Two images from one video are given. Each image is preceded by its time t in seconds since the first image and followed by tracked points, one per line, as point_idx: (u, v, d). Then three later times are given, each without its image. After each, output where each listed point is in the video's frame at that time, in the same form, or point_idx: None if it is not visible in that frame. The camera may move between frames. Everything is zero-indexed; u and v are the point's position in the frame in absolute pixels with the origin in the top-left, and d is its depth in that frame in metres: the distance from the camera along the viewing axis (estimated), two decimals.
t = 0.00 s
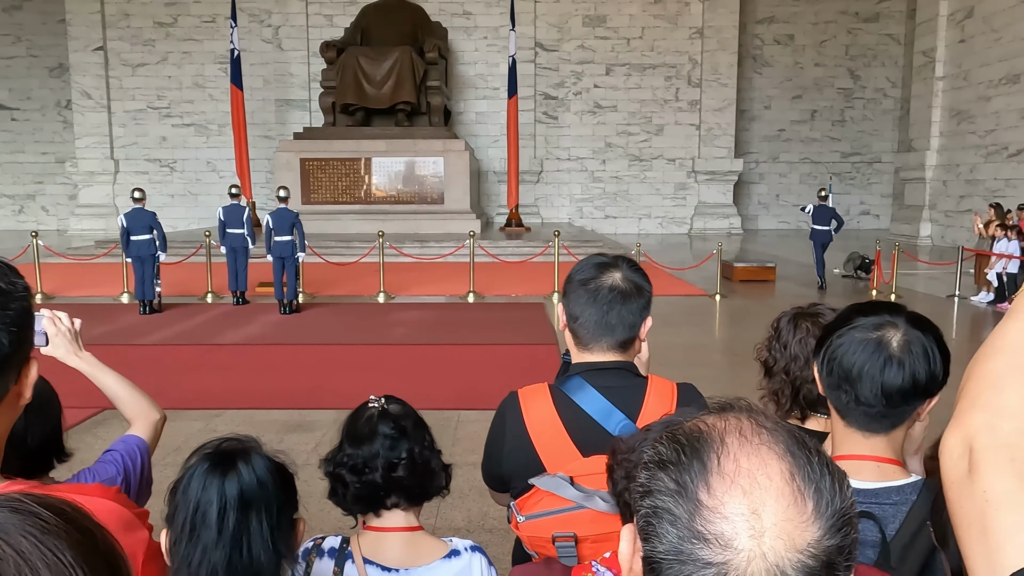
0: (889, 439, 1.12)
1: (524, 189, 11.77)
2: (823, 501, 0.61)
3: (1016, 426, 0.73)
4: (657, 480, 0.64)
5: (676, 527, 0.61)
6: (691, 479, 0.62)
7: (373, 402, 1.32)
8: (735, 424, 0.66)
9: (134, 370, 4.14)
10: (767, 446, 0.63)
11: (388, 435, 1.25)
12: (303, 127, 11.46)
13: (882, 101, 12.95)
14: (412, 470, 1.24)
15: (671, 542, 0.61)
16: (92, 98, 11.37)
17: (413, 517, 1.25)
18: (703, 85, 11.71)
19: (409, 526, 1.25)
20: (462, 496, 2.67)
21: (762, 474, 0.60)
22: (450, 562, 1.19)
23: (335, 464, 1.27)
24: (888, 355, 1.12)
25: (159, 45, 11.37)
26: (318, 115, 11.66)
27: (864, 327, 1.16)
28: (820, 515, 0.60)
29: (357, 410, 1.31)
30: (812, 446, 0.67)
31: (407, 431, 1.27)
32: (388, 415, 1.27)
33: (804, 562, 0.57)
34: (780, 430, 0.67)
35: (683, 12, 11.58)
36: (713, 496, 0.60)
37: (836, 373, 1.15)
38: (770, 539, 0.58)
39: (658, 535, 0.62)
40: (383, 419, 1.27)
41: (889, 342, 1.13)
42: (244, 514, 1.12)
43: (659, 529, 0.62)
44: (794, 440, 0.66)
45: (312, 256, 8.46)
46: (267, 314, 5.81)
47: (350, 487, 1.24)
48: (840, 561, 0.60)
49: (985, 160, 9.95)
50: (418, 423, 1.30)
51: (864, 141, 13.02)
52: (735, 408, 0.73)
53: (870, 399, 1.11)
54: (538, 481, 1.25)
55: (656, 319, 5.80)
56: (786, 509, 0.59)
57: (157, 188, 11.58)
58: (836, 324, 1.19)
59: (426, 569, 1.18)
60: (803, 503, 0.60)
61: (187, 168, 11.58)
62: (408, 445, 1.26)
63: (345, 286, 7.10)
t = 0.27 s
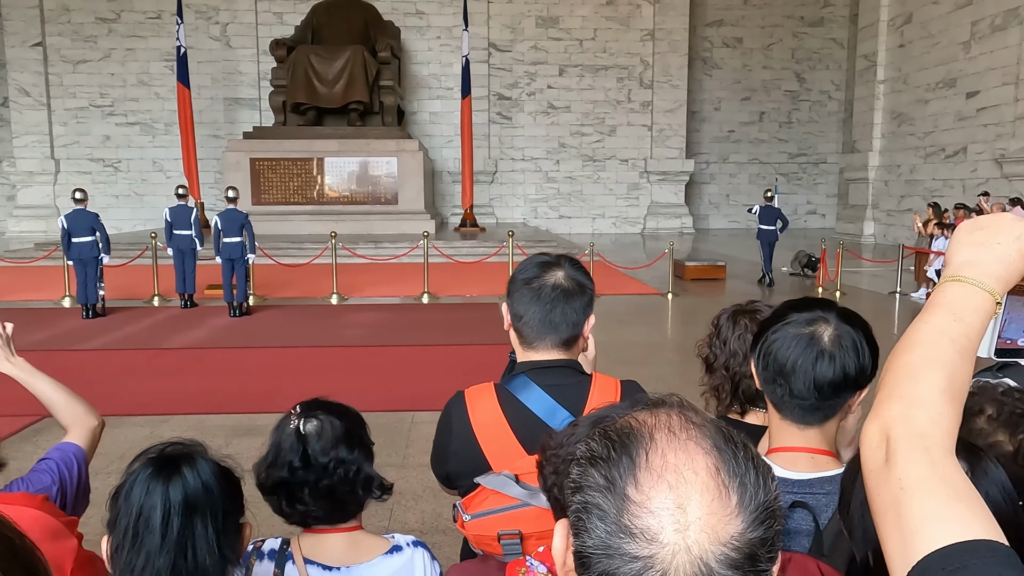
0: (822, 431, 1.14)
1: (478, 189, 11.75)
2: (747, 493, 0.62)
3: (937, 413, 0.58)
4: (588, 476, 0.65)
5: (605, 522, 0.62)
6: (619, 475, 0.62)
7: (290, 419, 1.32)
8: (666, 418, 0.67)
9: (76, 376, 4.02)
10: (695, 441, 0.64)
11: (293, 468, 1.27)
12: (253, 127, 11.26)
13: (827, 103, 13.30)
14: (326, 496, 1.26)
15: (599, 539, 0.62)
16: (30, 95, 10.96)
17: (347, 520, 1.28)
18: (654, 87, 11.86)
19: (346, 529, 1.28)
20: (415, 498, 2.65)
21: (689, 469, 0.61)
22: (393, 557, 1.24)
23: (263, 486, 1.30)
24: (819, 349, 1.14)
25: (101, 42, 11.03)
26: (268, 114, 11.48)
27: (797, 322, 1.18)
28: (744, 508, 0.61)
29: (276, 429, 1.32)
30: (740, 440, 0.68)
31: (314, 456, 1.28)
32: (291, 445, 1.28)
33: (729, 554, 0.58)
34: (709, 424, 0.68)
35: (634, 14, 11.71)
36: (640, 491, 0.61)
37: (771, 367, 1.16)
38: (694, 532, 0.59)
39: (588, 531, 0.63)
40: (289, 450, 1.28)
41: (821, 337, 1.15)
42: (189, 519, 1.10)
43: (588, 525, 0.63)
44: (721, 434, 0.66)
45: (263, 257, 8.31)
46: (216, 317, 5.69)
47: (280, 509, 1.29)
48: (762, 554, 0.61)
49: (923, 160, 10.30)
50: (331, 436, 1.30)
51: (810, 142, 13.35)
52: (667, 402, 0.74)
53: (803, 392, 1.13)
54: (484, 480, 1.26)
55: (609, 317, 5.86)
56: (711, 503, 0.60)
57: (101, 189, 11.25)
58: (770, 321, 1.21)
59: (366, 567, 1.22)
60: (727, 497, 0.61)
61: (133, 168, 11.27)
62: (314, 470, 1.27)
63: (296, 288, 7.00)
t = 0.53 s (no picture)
0: (771, 423, 1.16)
1: (440, 188, 11.70)
2: (691, 485, 0.62)
3: (874, 405, 0.59)
4: (535, 471, 0.65)
5: (551, 517, 0.62)
6: (566, 470, 0.63)
7: (225, 433, 1.29)
8: (613, 413, 0.68)
9: (26, 380, 3.90)
10: (640, 434, 0.64)
11: (235, 485, 1.25)
12: (210, 124, 11.06)
13: (783, 104, 13.55)
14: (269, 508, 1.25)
15: (546, 533, 0.62)
16: None
17: (297, 522, 1.28)
18: (614, 86, 11.95)
19: (296, 530, 1.28)
20: (377, 498, 2.63)
21: (633, 462, 0.62)
22: (344, 554, 1.26)
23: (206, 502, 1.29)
24: (766, 344, 1.17)
25: (50, 37, 10.71)
26: (225, 112, 11.29)
27: (746, 318, 1.20)
28: (688, 500, 0.62)
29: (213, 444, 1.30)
30: (685, 434, 0.68)
31: (254, 469, 1.26)
32: (229, 462, 1.26)
33: (671, 545, 0.59)
34: (655, 418, 0.68)
35: (595, 14, 11.78)
36: (585, 486, 0.61)
37: (721, 362, 1.19)
38: (637, 524, 0.59)
39: (535, 526, 0.63)
40: (227, 469, 1.26)
41: (768, 333, 1.18)
42: (149, 523, 1.08)
43: (534, 520, 0.63)
44: (667, 427, 0.67)
45: (220, 258, 8.16)
46: (172, 318, 5.57)
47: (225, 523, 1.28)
48: (705, 545, 0.61)
49: (876, 160, 10.57)
50: (269, 446, 1.28)
51: (767, 141, 13.58)
52: (615, 397, 0.75)
53: (751, 386, 1.15)
54: (440, 478, 1.26)
55: (571, 315, 5.90)
56: (654, 496, 0.60)
57: (51, 188, 10.92)
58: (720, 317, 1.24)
59: (318, 566, 1.24)
60: (670, 489, 0.61)
61: (84, 166, 10.98)
62: (254, 483, 1.25)
63: (255, 288, 6.90)
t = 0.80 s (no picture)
0: (742, 419, 1.17)
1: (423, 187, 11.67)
2: (655, 480, 0.63)
3: (837, 399, 0.59)
4: (500, 467, 0.66)
5: (514, 511, 0.63)
6: (530, 465, 0.64)
7: (196, 433, 1.29)
8: (578, 408, 0.68)
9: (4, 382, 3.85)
10: (605, 429, 0.65)
11: (206, 485, 1.24)
12: (191, 123, 10.96)
13: (765, 103, 13.65)
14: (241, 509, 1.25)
15: (510, 528, 0.63)
16: None
17: (269, 522, 1.27)
18: (598, 85, 11.98)
19: (268, 530, 1.28)
20: (359, 498, 2.63)
21: (596, 457, 0.62)
22: (316, 552, 1.26)
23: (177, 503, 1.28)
24: (737, 340, 1.17)
25: (27, 34, 10.56)
26: (206, 111, 11.19)
27: (717, 314, 1.21)
28: (653, 494, 0.62)
29: (184, 443, 1.29)
30: (652, 429, 0.69)
31: (226, 468, 1.26)
32: (200, 462, 1.25)
33: (634, 539, 0.60)
34: (620, 413, 0.69)
35: (578, 13, 11.80)
36: (549, 480, 0.62)
37: (693, 358, 1.19)
38: (602, 518, 0.60)
39: (499, 521, 0.64)
40: (199, 469, 1.25)
41: (738, 328, 1.18)
42: (129, 523, 1.07)
43: (499, 515, 0.64)
44: (632, 423, 0.68)
45: (201, 257, 8.09)
46: (152, 319, 5.51)
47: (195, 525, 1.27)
48: (668, 538, 0.62)
49: (856, 159, 10.67)
50: (241, 445, 1.28)
51: (749, 141, 13.66)
52: (582, 392, 0.75)
53: (723, 381, 1.16)
54: (415, 476, 1.25)
55: (554, 313, 5.90)
56: (617, 490, 0.61)
57: (28, 187, 10.77)
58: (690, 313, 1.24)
59: (288, 566, 1.23)
60: (633, 483, 0.62)
61: (62, 165, 10.84)
62: (225, 482, 1.25)
63: (236, 288, 6.85)
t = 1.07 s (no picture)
0: (723, 414, 1.17)
1: (407, 186, 11.64)
2: (630, 467, 0.63)
3: (817, 391, 0.59)
4: (473, 458, 0.66)
5: (489, 502, 0.62)
6: (502, 455, 0.64)
7: (190, 430, 1.27)
8: (552, 397, 0.69)
9: None
10: (578, 418, 0.65)
11: (208, 480, 1.24)
12: (172, 123, 10.85)
13: (748, 102, 13.72)
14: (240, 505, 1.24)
15: (485, 519, 0.62)
16: None
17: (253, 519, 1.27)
18: (582, 84, 11.99)
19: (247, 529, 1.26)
20: (343, 499, 2.61)
21: (571, 446, 0.62)
22: (293, 553, 1.24)
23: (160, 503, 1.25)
24: (717, 333, 1.17)
25: (4, 33, 10.41)
26: (187, 110, 11.09)
27: (697, 309, 1.20)
28: (628, 482, 0.62)
29: (172, 443, 1.26)
30: (628, 417, 0.69)
31: (226, 463, 1.26)
32: (200, 459, 1.24)
33: (609, 528, 0.59)
34: (596, 403, 0.69)
35: (561, 12, 11.81)
36: (522, 470, 0.62)
37: (674, 352, 1.19)
38: (577, 507, 0.60)
39: (474, 512, 0.63)
40: (196, 467, 1.24)
41: (719, 323, 1.18)
42: (106, 524, 1.05)
43: (473, 507, 0.64)
44: (608, 412, 0.68)
45: (182, 257, 8.00)
46: (133, 320, 5.45)
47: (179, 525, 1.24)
48: (645, 526, 0.62)
49: (838, 158, 10.75)
50: (241, 439, 1.28)
51: (732, 140, 13.73)
52: (558, 384, 0.76)
53: (704, 376, 1.16)
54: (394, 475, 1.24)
55: (539, 312, 5.90)
56: (592, 477, 0.61)
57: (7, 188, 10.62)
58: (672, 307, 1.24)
59: (266, 566, 1.22)
60: (609, 471, 0.62)
61: (41, 165, 10.70)
62: (226, 476, 1.25)
63: (219, 288, 6.79)
